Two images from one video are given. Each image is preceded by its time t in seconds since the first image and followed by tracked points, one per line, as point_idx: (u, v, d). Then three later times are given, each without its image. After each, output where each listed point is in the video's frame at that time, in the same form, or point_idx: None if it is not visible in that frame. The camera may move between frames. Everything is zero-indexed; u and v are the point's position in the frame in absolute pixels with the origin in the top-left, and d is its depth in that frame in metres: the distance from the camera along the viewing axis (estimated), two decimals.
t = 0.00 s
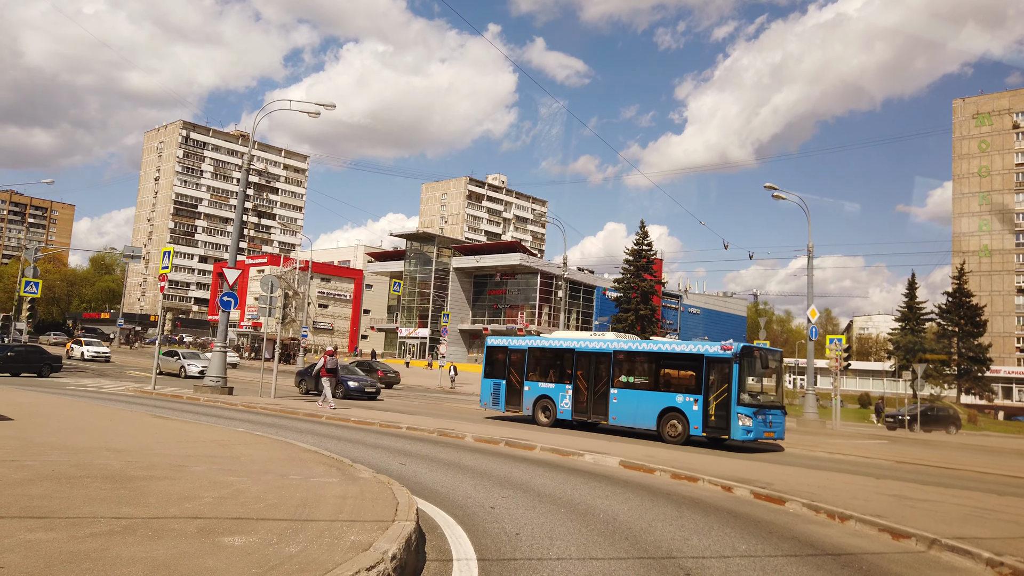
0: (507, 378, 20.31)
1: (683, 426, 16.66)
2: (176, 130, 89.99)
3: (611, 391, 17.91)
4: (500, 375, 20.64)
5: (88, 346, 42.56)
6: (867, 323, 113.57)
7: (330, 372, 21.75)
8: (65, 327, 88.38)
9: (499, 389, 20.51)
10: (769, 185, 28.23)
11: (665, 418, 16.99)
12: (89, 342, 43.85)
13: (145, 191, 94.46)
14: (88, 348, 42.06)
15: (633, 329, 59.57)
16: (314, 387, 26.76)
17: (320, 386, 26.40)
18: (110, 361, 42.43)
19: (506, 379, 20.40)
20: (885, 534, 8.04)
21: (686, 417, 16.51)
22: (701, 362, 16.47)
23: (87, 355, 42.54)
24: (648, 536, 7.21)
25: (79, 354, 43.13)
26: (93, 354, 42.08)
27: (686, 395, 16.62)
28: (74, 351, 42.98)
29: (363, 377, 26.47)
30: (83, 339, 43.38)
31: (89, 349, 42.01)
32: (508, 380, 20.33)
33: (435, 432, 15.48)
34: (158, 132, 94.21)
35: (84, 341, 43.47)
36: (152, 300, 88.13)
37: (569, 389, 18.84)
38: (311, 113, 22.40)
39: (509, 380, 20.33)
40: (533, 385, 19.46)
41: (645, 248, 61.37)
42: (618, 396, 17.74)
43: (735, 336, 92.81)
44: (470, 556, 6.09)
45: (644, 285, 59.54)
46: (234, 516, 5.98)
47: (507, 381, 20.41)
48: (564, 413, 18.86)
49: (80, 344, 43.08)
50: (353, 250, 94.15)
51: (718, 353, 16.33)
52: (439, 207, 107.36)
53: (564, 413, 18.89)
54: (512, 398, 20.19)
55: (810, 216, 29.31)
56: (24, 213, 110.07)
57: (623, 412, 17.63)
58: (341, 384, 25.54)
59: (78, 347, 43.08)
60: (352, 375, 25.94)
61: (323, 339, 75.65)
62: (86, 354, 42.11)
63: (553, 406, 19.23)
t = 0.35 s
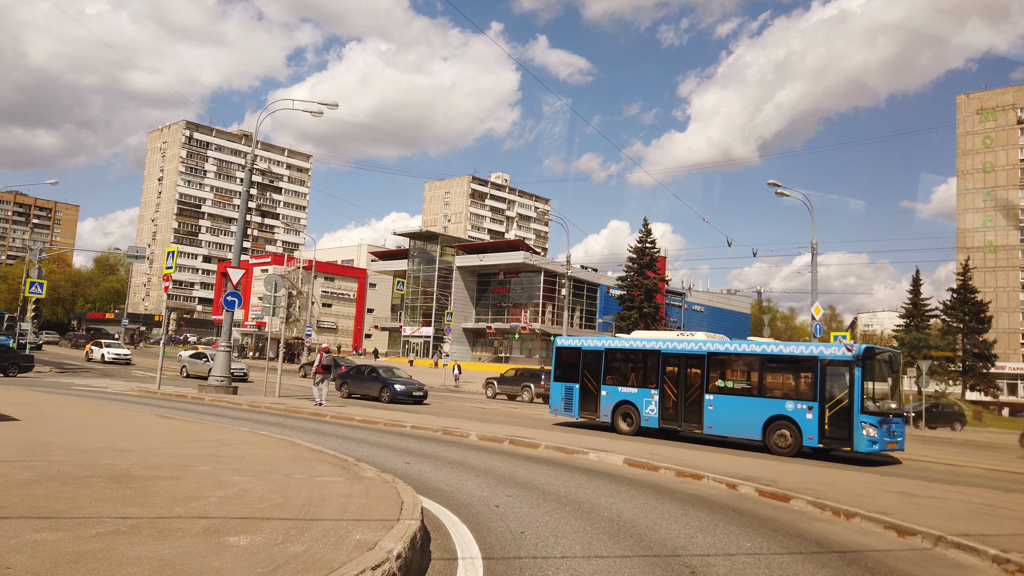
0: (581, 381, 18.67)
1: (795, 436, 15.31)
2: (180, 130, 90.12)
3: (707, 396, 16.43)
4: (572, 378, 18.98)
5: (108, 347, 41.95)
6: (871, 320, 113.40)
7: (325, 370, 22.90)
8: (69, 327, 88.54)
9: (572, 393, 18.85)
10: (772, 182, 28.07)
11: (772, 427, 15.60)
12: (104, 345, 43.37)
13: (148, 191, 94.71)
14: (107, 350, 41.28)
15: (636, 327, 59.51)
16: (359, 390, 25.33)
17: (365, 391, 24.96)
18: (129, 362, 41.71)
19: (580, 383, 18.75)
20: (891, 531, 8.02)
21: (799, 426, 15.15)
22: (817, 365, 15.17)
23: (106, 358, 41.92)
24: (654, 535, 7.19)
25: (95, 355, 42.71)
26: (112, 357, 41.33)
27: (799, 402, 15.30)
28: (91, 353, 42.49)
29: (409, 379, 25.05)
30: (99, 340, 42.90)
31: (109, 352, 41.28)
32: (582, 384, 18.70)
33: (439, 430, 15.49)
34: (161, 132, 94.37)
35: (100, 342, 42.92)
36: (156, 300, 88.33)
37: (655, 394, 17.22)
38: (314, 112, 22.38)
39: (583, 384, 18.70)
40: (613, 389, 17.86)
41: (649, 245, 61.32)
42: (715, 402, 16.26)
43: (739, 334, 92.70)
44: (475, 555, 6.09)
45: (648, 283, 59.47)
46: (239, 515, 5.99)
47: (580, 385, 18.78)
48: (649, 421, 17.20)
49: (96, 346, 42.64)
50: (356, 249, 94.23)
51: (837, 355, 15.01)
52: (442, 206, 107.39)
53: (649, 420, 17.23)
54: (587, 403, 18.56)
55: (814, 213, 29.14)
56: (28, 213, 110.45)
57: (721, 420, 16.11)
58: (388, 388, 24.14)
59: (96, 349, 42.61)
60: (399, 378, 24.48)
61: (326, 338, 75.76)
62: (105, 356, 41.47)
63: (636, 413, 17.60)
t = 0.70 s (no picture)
0: (677, 393, 16.61)
1: (945, 456, 13.01)
2: (192, 137, 90.89)
3: (833, 409, 14.35)
4: (667, 389, 16.87)
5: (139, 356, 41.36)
6: (885, 323, 112.42)
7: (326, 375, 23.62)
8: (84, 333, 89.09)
9: (667, 405, 16.76)
10: (784, 184, 27.88)
11: (915, 445, 13.39)
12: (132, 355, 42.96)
13: (162, 198, 95.63)
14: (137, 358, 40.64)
15: (648, 331, 59.37)
16: (417, 401, 23.55)
17: (424, 401, 23.20)
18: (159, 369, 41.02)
19: (677, 394, 16.65)
20: (908, 536, 7.93)
21: (950, 443, 12.88)
22: (972, 374, 12.96)
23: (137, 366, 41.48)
24: (668, 540, 7.14)
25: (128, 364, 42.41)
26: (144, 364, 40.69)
27: (949, 417, 13.03)
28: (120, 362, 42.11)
29: (470, 390, 23.28)
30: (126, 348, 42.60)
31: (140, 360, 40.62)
32: (680, 396, 16.60)
33: (452, 435, 15.50)
34: (174, 139, 95.16)
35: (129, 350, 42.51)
36: (170, 307, 88.96)
37: (770, 407, 15.14)
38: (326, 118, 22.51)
39: (681, 395, 16.60)
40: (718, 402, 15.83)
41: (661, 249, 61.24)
42: (844, 417, 14.19)
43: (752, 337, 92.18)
44: (488, 560, 6.08)
45: (660, 287, 59.13)
46: (253, 521, 6.00)
47: (677, 397, 16.66)
48: (764, 437, 15.13)
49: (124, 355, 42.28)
50: (368, 254, 94.54)
51: (995, 363, 12.82)
52: (453, 211, 107.65)
53: (763, 436, 15.15)
54: (686, 417, 16.46)
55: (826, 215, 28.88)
56: (44, 221, 111.77)
57: (854, 437, 14.00)
58: (450, 399, 22.39)
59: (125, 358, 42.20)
60: (459, 388, 22.77)
61: (339, 344, 76.07)
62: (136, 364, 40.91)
63: (746, 427, 15.51)
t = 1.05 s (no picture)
0: (805, 405, 15.06)
1: None
2: (213, 147, 92.05)
3: (1002, 427, 12.69)
4: (791, 403, 15.35)
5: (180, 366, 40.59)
6: (909, 327, 110.82)
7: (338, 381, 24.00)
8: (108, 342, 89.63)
9: (792, 420, 15.23)
10: (804, 189, 27.65)
11: None
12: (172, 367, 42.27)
13: (183, 207, 96.94)
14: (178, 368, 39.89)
15: (667, 337, 58.98)
16: (488, 413, 22.02)
17: (497, 414, 21.68)
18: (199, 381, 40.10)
19: (803, 407, 15.11)
20: (934, 544, 7.78)
21: None
22: None
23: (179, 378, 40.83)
24: (688, 548, 7.07)
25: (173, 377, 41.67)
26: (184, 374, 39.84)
27: None
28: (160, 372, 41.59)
29: (544, 400, 21.68)
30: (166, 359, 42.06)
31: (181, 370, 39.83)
32: (807, 409, 15.05)
33: (471, 441, 15.51)
34: (195, 149, 96.40)
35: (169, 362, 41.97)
36: (192, 314, 89.96)
37: (922, 424, 13.48)
38: (344, 127, 22.69)
39: (809, 409, 15.05)
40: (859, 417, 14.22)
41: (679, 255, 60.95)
42: (1016, 437, 12.52)
43: (773, 343, 91.24)
44: (509, 568, 6.02)
45: (678, 292, 58.83)
46: (273, 527, 6.03)
47: (803, 411, 15.12)
48: (914, 458, 13.46)
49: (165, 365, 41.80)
50: (387, 261, 95.08)
51: None
52: (471, 218, 107.90)
53: (913, 457, 13.47)
54: (815, 434, 14.90)
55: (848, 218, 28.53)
56: (68, 231, 113.70)
57: None
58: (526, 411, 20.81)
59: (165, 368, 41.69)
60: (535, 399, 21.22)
61: (358, 351, 76.47)
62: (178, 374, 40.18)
63: (891, 447, 13.83)
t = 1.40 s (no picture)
0: (954, 419, 13.17)
1: None
2: (224, 153, 92.71)
3: None
4: (938, 415, 13.46)
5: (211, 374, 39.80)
6: (921, 329, 110.00)
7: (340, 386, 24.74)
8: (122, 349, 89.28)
9: (937, 436, 13.37)
10: (815, 192, 27.58)
11: None
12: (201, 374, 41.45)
13: (194, 214, 97.61)
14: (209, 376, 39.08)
15: (678, 340, 58.76)
16: (562, 424, 20.13)
17: (571, 425, 19.79)
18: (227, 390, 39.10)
19: (950, 421, 13.24)
20: (949, 548, 7.68)
21: None
22: None
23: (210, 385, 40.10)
24: (701, 552, 7.03)
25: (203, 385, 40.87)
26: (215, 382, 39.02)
27: None
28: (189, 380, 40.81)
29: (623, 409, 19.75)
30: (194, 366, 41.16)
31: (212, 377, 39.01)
32: (955, 422, 13.17)
33: (481, 446, 15.48)
34: (206, 156, 97.08)
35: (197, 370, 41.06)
36: (204, 320, 90.46)
37: None
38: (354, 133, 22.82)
39: (957, 423, 13.15)
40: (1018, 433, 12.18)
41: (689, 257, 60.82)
42: None
43: (784, 345, 90.79)
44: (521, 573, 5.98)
45: (688, 296, 58.71)
46: (285, 533, 6.02)
47: (951, 424, 13.23)
48: None
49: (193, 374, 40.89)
50: (396, 266, 95.34)
51: None
52: (480, 222, 108.05)
53: None
54: (966, 451, 13.01)
55: (860, 219, 28.36)
56: (81, 238, 114.73)
57: None
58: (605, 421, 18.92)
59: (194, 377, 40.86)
60: (614, 409, 19.30)
61: (368, 355, 76.61)
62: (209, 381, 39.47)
63: None
